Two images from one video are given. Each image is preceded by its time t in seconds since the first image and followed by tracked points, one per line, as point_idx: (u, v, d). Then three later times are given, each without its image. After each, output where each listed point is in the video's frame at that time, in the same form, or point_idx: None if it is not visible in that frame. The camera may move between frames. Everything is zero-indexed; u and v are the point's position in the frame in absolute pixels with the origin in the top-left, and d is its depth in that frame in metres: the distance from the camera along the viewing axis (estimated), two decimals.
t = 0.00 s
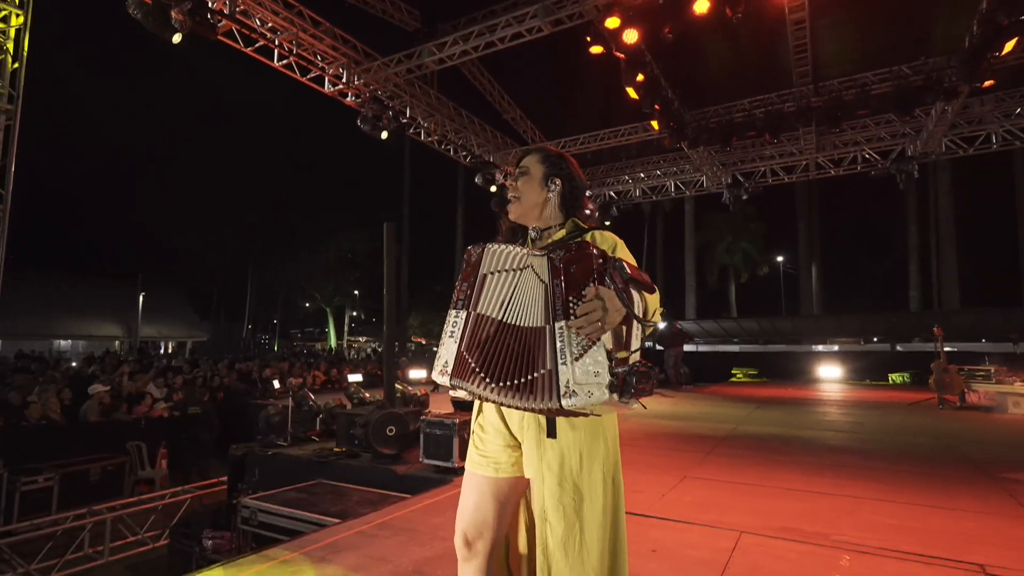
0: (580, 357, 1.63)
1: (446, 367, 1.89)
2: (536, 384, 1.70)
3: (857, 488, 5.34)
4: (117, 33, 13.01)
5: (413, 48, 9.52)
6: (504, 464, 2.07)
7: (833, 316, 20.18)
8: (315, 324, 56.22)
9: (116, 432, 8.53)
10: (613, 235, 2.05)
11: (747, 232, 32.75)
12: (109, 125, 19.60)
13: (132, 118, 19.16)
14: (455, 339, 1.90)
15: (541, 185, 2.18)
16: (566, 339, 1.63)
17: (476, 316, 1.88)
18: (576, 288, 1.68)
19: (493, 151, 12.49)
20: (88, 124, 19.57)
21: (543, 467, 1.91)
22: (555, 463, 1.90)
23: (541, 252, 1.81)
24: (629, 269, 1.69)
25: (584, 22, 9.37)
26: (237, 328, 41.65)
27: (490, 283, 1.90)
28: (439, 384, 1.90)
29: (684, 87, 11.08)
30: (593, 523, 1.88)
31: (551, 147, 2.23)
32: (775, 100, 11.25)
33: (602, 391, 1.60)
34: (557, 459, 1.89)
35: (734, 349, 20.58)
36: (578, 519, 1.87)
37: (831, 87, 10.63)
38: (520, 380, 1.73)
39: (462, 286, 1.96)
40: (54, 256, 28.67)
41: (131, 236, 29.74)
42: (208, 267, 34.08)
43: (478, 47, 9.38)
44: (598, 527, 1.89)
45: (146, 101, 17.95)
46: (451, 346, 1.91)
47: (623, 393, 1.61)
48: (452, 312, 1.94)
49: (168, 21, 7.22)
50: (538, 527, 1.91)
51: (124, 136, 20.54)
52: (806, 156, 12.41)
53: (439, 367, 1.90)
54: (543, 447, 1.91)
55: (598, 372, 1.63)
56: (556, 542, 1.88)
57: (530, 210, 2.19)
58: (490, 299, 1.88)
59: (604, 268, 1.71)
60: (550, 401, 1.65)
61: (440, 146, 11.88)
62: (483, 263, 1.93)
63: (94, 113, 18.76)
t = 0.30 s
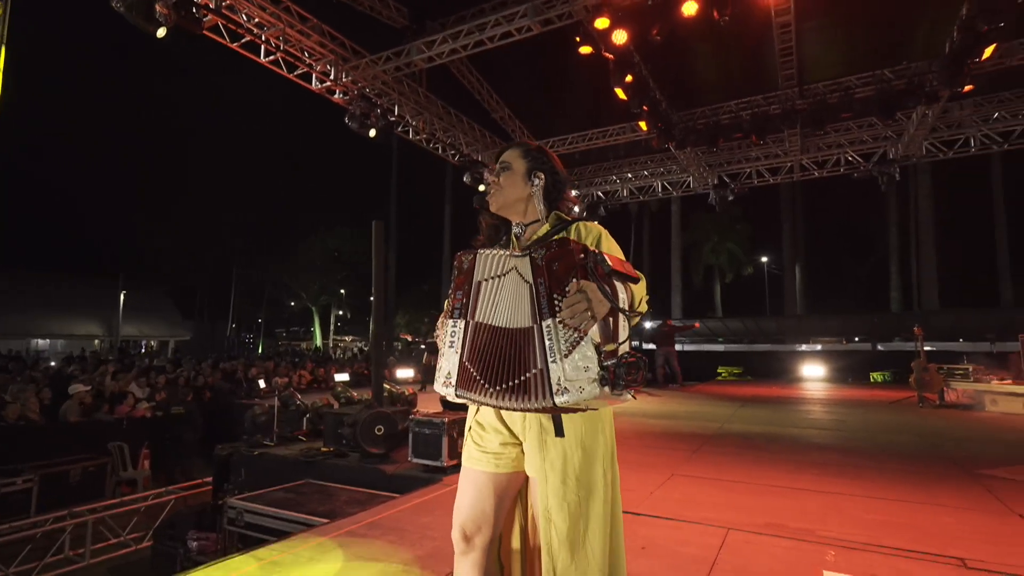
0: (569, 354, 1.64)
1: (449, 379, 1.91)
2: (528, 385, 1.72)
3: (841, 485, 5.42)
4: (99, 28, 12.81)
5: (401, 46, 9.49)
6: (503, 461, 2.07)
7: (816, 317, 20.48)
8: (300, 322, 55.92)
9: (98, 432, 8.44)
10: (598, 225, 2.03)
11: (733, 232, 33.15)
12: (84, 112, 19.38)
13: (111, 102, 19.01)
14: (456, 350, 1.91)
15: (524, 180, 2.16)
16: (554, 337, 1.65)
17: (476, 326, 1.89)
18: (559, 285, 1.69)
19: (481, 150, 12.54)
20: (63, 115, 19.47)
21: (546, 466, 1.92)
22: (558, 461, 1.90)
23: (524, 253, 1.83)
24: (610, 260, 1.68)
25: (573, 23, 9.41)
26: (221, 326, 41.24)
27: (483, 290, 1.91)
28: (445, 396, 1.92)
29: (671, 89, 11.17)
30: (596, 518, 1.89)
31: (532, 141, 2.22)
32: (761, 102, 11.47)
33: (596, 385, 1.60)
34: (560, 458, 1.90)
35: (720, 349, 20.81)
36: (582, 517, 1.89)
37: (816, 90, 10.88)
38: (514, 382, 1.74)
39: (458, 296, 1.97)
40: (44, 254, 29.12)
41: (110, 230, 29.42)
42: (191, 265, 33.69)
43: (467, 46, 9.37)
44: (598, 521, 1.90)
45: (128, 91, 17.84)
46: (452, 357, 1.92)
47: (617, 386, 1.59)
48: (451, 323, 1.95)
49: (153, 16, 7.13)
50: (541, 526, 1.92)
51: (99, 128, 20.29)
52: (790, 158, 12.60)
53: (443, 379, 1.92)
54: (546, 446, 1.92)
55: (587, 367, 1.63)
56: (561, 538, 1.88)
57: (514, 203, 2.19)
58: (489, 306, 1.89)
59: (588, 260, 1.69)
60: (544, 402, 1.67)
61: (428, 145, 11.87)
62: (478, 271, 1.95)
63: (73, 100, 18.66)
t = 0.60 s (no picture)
0: (549, 358, 1.65)
1: (436, 381, 1.88)
2: (509, 386, 1.72)
3: (819, 480, 5.52)
4: (75, 18, 12.54)
5: (385, 43, 9.41)
6: (489, 458, 2.04)
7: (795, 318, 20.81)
8: (280, 321, 55.26)
9: (71, 432, 8.31)
10: (577, 224, 2.06)
11: (714, 233, 33.61)
12: (82, 110, 18.93)
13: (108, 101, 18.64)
14: (442, 351, 1.88)
15: (504, 179, 2.14)
16: (536, 341, 1.66)
17: (463, 328, 1.86)
18: (541, 290, 1.70)
19: (465, 148, 12.55)
20: (57, 113, 18.93)
21: (535, 462, 1.90)
22: (547, 457, 1.89)
23: (506, 255, 1.82)
24: (592, 266, 1.70)
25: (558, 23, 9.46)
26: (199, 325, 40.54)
27: (468, 292, 1.88)
28: (431, 398, 1.89)
29: (655, 91, 11.27)
30: (587, 513, 1.90)
31: (511, 139, 2.19)
32: (742, 105, 11.69)
33: (573, 391, 1.63)
34: (549, 453, 1.89)
35: (701, 348, 21.08)
36: (574, 513, 1.88)
37: (796, 94, 11.09)
38: (494, 384, 1.75)
39: (442, 296, 1.93)
40: (43, 253, 29.88)
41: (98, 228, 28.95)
42: (167, 263, 33.10)
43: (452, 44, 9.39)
44: (587, 514, 1.91)
45: (117, 86, 17.44)
46: (438, 358, 1.89)
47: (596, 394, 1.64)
48: (437, 323, 1.91)
49: (130, 7, 7.06)
50: (534, 523, 1.89)
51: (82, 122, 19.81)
52: (770, 160, 12.84)
53: (430, 381, 1.89)
54: (534, 441, 1.90)
55: (566, 372, 1.65)
56: (552, 534, 1.87)
57: (497, 204, 2.14)
58: (475, 307, 1.86)
59: (570, 266, 1.70)
60: (523, 404, 1.68)
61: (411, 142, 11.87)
62: (462, 272, 1.91)
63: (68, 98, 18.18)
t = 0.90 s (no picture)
0: (521, 354, 1.65)
1: (419, 374, 1.85)
2: (482, 380, 1.71)
3: (797, 476, 5.62)
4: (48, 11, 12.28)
5: (368, 40, 9.38)
6: (472, 457, 2.02)
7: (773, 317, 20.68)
8: (260, 321, 54.56)
9: (42, 434, 8.20)
10: (564, 224, 2.05)
11: (695, 234, 34.04)
12: (75, 109, 18.33)
13: (109, 102, 18.13)
14: (426, 345, 1.86)
15: (491, 179, 2.13)
16: (508, 336, 1.66)
17: (446, 322, 1.84)
18: (518, 287, 1.70)
19: (448, 147, 12.56)
20: (57, 113, 18.29)
21: (515, 460, 1.89)
22: (527, 455, 1.89)
23: (489, 250, 1.83)
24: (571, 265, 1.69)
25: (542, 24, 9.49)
26: (176, 326, 39.88)
27: (452, 286, 1.88)
28: (413, 391, 1.87)
29: (637, 92, 11.36)
30: (566, 512, 1.88)
31: (500, 140, 2.18)
32: (722, 107, 11.84)
33: (540, 389, 1.63)
34: (530, 451, 1.88)
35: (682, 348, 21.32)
36: (552, 511, 1.88)
37: (774, 97, 11.26)
38: (469, 377, 1.73)
39: (427, 291, 1.92)
40: (23, 252, 29.24)
41: (99, 226, 28.67)
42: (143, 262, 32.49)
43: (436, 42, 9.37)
44: (566, 514, 1.89)
45: (119, 87, 17.07)
46: (422, 352, 1.86)
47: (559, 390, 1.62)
48: (421, 318, 1.90)
49: None
50: (512, 521, 1.89)
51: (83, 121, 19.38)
52: (749, 162, 13.06)
53: (412, 374, 1.86)
54: (515, 440, 1.90)
55: (537, 368, 1.64)
56: (531, 533, 1.86)
57: (483, 204, 2.13)
58: (459, 302, 1.85)
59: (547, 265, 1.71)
60: (493, 397, 1.67)
61: (395, 141, 11.85)
62: (449, 268, 1.91)
63: (66, 98, 17.62)
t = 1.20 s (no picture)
0: (489, 358, 1.64)
1: (401, 375, 1.81)
2: (450, 381, 1.69)
3: (774, 473, 5.71)
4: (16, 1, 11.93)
5: (348, 37, 9.31)
6: (453, 457, 1.98)
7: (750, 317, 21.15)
8: (237, 320, 53.69)
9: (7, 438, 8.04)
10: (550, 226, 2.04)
11: (673, 234, 34.46)
12: (63, 104, 18.16)
13: (100, 97, 17.98)
14: (409, 345, 1.82)
15: (477, 178, 2.09)
16: (478, 338, 1.65)
17: (427, 322, 1.80)
18: (493, 291, 1.68)
19: (430, 146, 12.54)
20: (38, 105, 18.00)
21: (496, 461, 1.86)
22: (508, 456, 1.85)
23: (468, 251, 1.79)
24: (547, 272, 1.66)
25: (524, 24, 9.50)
26: (149, 326, 39.03)
27: (432, 288, 1.83)
28: (395, 392, 1.83)
29: (618, 93, 11.44)
30: (545, 513, 1.86)
31: (487, 139, 2.15)
32: (701, 109, 11.98)
33: (503, 394, 1.61)
34: (511, 452, 1.84)
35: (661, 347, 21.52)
36: (532, 513, 1.85)
37: (751, 100, 11.42)
38: (439, 377, 1.71)
39: (410, 291, 1.88)
40: None
41: (95, 228, 28.65)
42: (115, 260, 31.75)
43: (417, 40, 9.31)
44: (546, 516, 1.87)
45: (115, 84, 16.92)
46: (404, 352, 1.82)
47: (522, 395, 1.60)
48: (402, 317, 1.86)
49: None
50: (491, 522, 1.86)
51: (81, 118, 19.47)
52: (727, 164, 13.26)
53: (394, 375, 1.82)
54: (496, 441, 1.86)
55: (502, 372, 1.63)
56: (509, 534, 1.84)
57: (468, 203, 2.10)
58: (439, 302, 1.80)
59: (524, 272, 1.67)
60: (459, 398, 1.67)
61: (375, 139, 11.78)
62: (431, 268, 1.87)
63: (57, 94, 17.46)
